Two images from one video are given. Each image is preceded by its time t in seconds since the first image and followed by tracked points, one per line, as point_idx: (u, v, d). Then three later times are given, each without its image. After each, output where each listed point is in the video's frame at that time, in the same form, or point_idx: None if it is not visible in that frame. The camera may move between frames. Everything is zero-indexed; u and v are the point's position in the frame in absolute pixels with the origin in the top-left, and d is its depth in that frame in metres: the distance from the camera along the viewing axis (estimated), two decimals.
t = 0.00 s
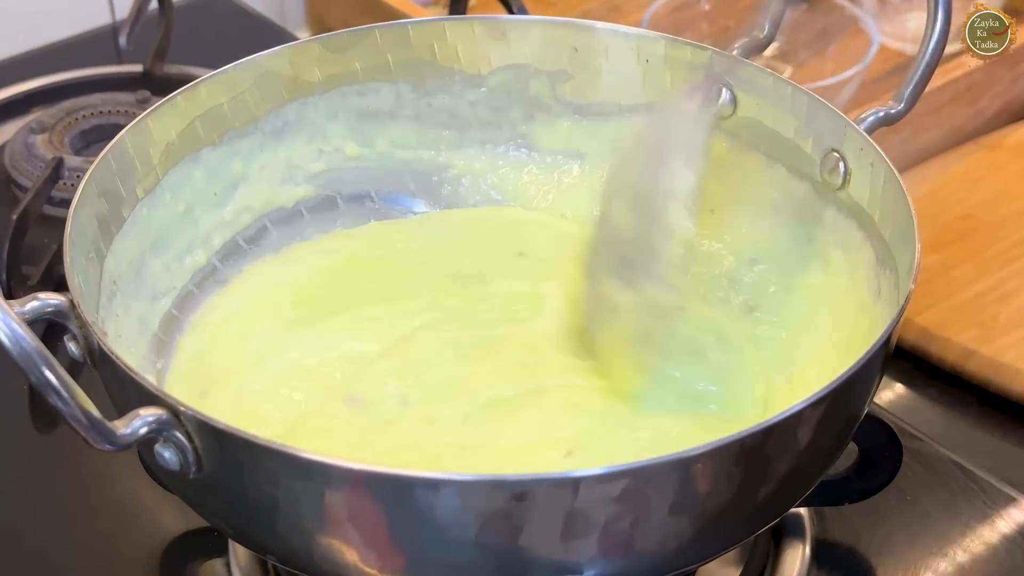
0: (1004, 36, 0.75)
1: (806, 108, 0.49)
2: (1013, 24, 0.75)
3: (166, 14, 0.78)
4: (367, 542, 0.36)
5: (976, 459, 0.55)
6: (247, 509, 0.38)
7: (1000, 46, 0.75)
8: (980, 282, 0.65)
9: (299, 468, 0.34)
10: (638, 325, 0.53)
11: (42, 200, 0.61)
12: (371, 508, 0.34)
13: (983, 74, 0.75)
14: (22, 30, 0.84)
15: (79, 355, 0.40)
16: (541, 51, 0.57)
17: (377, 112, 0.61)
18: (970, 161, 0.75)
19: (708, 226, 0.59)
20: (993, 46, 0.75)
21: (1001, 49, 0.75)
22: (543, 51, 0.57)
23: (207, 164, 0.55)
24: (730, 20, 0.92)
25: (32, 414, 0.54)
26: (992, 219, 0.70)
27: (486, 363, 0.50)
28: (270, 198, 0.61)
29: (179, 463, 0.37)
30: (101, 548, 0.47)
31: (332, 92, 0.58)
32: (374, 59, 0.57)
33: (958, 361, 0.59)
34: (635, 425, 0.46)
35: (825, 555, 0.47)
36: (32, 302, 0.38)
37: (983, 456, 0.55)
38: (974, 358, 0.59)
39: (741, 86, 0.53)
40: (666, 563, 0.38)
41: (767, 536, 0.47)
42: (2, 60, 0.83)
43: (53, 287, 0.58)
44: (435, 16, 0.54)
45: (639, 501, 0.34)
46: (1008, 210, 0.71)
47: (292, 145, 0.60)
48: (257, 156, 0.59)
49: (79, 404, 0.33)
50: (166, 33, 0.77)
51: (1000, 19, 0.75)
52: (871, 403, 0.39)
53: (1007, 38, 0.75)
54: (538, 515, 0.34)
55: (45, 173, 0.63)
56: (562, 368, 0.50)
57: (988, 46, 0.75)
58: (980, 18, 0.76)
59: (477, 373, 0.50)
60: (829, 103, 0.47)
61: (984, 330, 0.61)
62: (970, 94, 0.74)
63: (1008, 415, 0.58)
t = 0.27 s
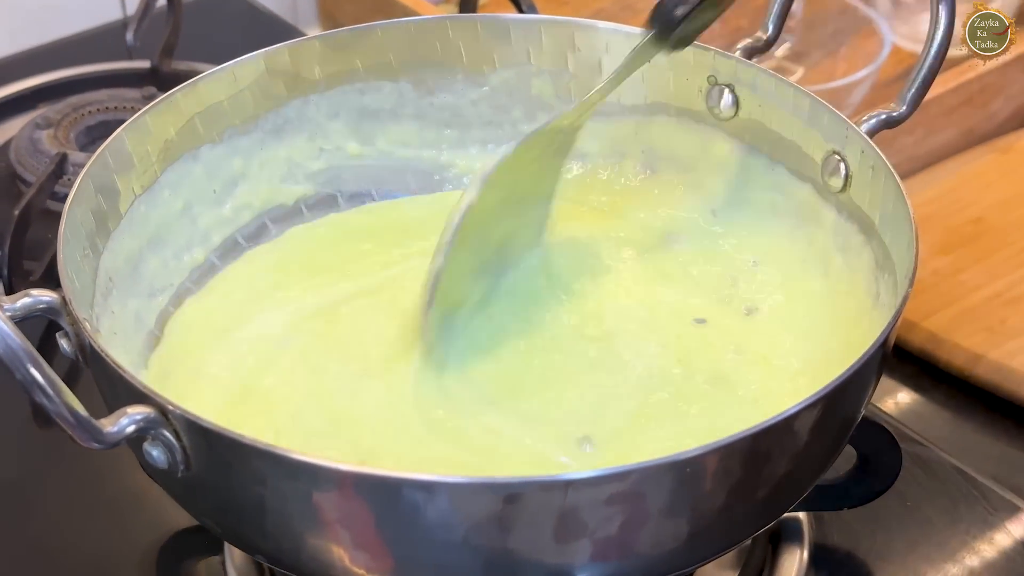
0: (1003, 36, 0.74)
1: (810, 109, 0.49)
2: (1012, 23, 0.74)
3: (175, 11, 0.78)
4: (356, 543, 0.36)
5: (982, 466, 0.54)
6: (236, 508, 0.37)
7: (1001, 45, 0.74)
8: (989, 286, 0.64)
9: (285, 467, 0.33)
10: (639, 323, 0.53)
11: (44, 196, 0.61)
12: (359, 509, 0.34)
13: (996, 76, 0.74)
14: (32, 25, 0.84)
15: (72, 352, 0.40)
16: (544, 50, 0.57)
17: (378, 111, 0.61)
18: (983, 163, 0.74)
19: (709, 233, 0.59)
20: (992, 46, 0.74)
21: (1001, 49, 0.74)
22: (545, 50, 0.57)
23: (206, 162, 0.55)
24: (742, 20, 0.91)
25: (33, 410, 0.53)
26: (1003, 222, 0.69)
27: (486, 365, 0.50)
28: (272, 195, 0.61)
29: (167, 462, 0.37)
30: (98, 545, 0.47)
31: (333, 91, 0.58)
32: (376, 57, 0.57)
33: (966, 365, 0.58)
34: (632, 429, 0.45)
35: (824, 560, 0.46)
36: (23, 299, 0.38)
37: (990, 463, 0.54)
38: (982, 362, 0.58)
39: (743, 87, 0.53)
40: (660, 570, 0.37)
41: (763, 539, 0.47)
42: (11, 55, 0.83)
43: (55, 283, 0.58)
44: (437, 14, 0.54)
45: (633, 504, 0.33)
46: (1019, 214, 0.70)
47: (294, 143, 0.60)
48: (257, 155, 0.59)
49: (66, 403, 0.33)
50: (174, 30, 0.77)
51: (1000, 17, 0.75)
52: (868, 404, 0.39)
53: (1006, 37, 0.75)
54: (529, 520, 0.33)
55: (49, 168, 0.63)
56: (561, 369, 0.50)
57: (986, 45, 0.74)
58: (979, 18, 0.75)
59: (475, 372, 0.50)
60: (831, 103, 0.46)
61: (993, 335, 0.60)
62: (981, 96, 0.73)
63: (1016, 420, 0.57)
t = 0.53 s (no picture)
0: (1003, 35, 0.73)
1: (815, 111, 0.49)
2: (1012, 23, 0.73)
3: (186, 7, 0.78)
4: (348, 541, 0.35)
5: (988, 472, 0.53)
6: (226, 504, 0.37)
7: (1000, 45, 0.74)
8: (1000, 291, 0.63)
9: (273, 464, 0.33)
10: (640, 326, 0.52)
11: (50, 190, 0.61)
12: (349, 506, 0.33)
13: (1010, 79, 0.73)
14: (46, 19, 0.84)
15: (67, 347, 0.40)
16: (548, 49, 0.57)
17: (382, 108, 0.61)
18: (997, 167, 0.73)
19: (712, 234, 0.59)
20: (993, 46, 0.74)
21: (1000, 49, 0.74)
22: (549, 50, 0.57)
23: (208, 158, 0.56)
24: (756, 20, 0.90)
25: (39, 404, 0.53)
26: (1016, 227, 0.68)
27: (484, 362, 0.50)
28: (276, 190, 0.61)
29: (159, 458, 0.36)
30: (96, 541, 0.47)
31: (337, 89, 0.58)
32: (379, 54, 0.57)
33: (974, 370, 0.57)
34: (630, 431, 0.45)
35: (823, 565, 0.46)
36: (19, 294, 0.38)
37: (996, 469, 0.53)
38: (990, 366, 0.57)
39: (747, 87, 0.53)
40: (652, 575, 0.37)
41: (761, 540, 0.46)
42: (24, 49, 0.83)
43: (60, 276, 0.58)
44: (440, 12, 0.55)
45: (627, 507, 0.33)
46: None
47: (297, 140, 0.60)
48: (259, 152, 0.59)
49: (56, 399, 0.33)
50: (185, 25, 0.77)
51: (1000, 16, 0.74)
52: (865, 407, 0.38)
53: (1007, 36, 0.74)
54: (520, 521, 0.33)
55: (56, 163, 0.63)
56: (559, 370, 0.50)
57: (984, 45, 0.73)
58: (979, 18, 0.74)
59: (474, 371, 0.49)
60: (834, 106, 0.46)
61: (1003, 340, 0.59)
62: (995, 99, 0.72)
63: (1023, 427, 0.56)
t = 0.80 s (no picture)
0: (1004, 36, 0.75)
1: (822, 117, 0.49)
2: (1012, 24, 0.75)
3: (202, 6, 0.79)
4: (345, 541, 0.35)
5: (998, 483, 0.52)
6: (223, 501, 0.37)
7: (1000, 46, 0.75)
8: (1014, 298, 0.62)
9: (269, 462, 0.33)
10: (648, 329, 0.52)
11: (62, 186, 0.61)
12: (344, 505, 0.33)
13: None
14: (64, 16, 0.85)
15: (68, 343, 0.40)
16: (557, 49, 0.58)
17: (392, 109, 0.63)
18: (1014, 173, 0.72)
19: (720, 238, 0.59)
20: (993, 46, 0.75)
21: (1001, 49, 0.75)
22: (557, 51, 0.58)
23: (216, 156, 0.57)
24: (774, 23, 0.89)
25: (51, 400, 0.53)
26: None
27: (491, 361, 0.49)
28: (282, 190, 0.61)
29: (157, 455, 0.37)
30: (101, 537, 0.47)
31: (346, 88, 0.60)
32: (390, 54, 0.58)
33: (986, 378, 0.57)
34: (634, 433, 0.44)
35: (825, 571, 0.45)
36: (23, 289, 0.38)
37: (1005, 480, 0.53)
38: (1002, 374, 0.56)
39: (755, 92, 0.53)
40: None
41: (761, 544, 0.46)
42: (43, 45, 0.84)
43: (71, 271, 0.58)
44: (450, 13, 0.56)
45: (624, 511, 0.33)
46: None
47: (307, 140, 0.62)
48: (268, 150, 0.60)
49: (54, 394, 0.33)
50: (201, 24, 0.78)
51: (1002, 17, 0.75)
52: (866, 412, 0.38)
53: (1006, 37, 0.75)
54: (517, 524, 0.32)
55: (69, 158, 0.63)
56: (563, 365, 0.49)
57: (986, 46, 0.75)
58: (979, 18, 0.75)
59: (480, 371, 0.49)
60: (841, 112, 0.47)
61: (1017, 347, 0.58)
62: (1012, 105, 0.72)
63: None
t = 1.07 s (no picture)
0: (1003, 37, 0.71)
1: (827, 124, 0.48)
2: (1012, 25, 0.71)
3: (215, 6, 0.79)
4: (338, 545, 0.34)
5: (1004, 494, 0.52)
6: (216, 501, 0.37)
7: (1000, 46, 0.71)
8: None
9: (258, 464, 0.32)
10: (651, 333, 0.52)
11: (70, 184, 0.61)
12: (334, 510, 0.33)
13: None
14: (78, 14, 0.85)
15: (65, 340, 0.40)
16: (562, 52, 0.58)
17: (396, 110, 0.62)
18: None
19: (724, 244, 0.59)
20: (993, 46, 0.71)
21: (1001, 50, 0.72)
22: (563, 54, 0.58)
23: (219, 157, 0.57)
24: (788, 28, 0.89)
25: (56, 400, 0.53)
26: None
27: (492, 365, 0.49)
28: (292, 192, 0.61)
29: (148, 454, 0.36)
30: (100, 537, 0.47)
31: (350, 89, 0.59)
32: (395, 56, 0.58)
33: (994, 388, 0.56)
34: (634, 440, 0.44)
35: None
36: (19, 288, 0.38)
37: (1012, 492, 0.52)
38: (1011, 384, 0.55)
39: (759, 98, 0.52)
40: None
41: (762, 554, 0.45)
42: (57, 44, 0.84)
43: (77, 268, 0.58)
44: (456, 15, 0.56)
45: (616, 518, 0.32)
46: None
47: (313, 141, 0.62)
48: (273, 150, 0.60)
49: (44, 394, 0.34)
50: (213, 24, 0.78)
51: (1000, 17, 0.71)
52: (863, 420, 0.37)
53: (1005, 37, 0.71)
54: (507, 531, 0.32)
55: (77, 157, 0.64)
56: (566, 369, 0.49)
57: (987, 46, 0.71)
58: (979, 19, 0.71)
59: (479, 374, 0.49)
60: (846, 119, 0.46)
61: None
62: None
63: None
